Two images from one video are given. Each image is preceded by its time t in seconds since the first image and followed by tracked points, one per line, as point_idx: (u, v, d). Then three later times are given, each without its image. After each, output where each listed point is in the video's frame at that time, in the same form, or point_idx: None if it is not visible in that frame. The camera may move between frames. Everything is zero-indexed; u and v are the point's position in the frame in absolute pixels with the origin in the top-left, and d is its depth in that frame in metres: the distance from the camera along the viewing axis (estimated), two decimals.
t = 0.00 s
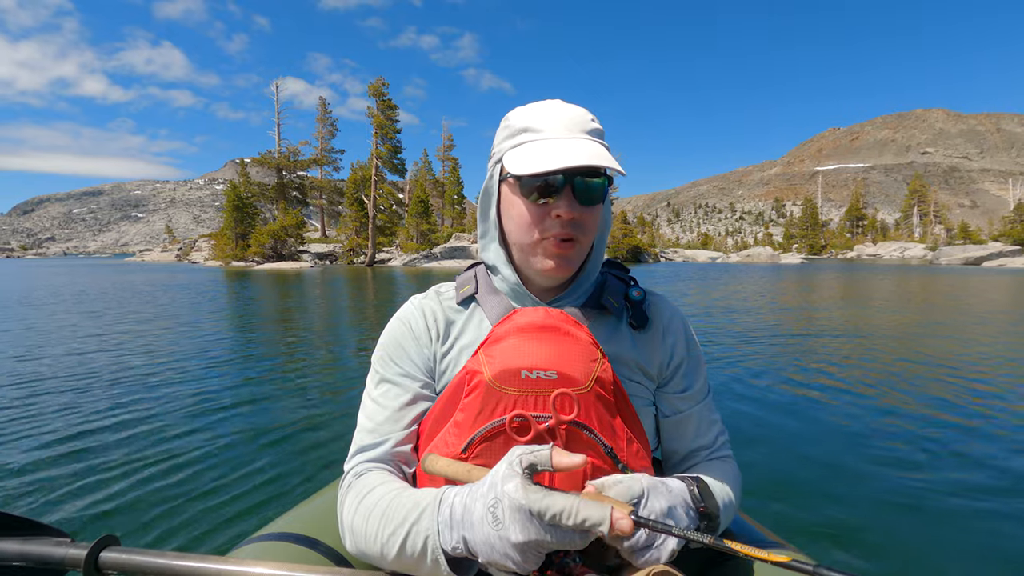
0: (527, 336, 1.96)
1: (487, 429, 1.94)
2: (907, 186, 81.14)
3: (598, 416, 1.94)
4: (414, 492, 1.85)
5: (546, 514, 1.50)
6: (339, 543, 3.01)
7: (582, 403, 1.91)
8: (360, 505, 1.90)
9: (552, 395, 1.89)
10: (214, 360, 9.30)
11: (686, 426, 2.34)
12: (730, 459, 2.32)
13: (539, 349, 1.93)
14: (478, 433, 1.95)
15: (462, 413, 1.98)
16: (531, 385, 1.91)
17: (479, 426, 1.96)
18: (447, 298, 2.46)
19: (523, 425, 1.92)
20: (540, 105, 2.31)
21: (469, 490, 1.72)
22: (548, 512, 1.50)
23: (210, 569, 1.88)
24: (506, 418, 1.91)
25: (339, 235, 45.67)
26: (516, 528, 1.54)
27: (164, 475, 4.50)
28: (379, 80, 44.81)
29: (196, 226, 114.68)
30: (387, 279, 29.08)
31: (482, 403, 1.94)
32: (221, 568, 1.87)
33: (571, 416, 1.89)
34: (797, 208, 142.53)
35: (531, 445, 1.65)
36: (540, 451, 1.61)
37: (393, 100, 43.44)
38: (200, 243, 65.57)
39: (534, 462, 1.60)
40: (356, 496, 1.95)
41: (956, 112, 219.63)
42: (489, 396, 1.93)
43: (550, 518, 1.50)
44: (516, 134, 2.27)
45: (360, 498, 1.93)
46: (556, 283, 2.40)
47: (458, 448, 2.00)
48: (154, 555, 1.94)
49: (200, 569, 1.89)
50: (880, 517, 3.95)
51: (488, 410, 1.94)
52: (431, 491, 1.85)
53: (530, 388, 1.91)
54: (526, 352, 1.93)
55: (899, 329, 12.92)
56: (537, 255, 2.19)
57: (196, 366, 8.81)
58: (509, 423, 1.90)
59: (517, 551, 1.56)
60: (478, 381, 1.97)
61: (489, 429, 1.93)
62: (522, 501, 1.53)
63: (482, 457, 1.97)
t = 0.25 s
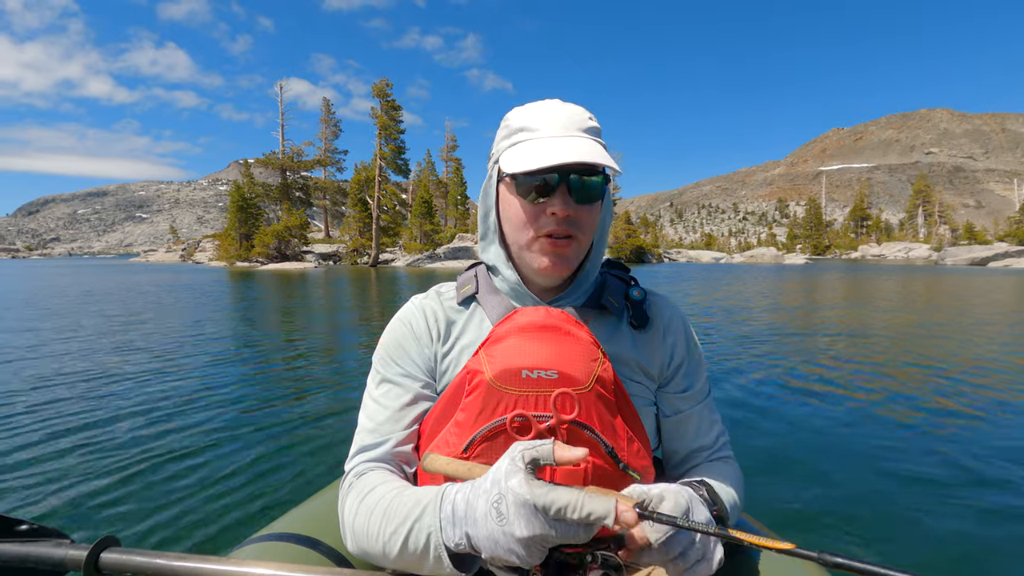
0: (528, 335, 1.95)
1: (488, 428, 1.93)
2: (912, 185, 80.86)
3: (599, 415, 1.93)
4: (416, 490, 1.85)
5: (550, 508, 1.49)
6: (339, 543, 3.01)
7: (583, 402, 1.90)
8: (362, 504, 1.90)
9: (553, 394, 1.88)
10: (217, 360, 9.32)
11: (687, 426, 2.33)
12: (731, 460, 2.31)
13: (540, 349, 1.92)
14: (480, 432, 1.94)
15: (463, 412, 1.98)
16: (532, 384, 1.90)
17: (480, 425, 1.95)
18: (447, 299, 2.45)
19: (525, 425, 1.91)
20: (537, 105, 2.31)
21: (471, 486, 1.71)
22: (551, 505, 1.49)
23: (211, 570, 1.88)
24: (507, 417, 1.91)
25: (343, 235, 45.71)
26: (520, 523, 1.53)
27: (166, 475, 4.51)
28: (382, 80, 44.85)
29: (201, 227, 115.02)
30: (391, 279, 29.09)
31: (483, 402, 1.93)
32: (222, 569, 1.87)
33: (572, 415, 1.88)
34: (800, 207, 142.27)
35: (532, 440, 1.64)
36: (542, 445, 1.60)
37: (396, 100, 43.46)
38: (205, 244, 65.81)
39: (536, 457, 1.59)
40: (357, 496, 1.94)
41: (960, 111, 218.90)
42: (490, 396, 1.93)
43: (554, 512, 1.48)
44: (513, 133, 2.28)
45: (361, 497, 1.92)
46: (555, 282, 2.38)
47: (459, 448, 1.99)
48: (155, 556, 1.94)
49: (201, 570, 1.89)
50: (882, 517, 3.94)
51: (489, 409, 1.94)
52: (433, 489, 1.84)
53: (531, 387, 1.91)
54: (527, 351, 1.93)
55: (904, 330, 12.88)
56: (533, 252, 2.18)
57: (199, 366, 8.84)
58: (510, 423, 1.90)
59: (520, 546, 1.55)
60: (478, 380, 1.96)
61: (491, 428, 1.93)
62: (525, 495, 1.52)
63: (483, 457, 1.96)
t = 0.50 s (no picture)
0: (526, 336, 1.95)
1: (487, 429, 1.93)
2: (919, 184, 80.61)
3: (598, 416, 1.93)
4: (414, 490, 1.85)
5: (542, 502, 1.49)
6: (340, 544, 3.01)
7: (582, 403, 1.90)
8: (360, 504, 1.90)
9: (551, 395, 1.88)
10: (222, 359, 9.33)
11: (688, 426, 2.33)
12: (732, 461, 2.31)
13: (539, 349, 1.93)
14: (479, 432, 1.94)
15: (462, 412, 1.98)
16: (531, 384, 1.90)
17: (479, 426, 1.95)
18: (447, 298, 2.44)
19: (524, 424, 1.90)
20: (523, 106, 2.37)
21: (467, 482, 1.71)
22: (543, 498, 1.49)
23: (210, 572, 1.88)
24: (505, 418, 1.90)
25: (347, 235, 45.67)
26: (513, 518, 1.53)
27: (169, 474, 4.50)
28: (387, 80, 44.80)
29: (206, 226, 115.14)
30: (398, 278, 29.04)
31: (482, 402, 1.93)
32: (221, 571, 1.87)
33: (571, 416, 1.87)
34: (804, 207, 142.13)
35: (525, 435, 1.64)
36: (534, 440, 1.60)
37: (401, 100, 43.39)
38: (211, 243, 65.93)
39: (529, 451, 1.59)
40: (356, 496, 1.94)
41: (964, 110, 218.34)
42: (488, 396, 1.93)
43: (546, 506, 1.49)
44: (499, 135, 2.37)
45: (360, 496, 1.92)
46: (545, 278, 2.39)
47: (459, 448, 1.99)
48: (155, 557, 1.94)
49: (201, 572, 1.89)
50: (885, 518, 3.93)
51: (487, 410, 1.93)
52: (431, 488, 1.84)
53: (529, 388, 1.91)
54: (525, 351, 1.93)
55: (913, 329, 12.83)
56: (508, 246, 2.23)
57: (204, 364, 8.84)
58: (509, 423, 1.89)
59: (514, 541, 1.55)
60: (478, 380, 1.96)
61: (489, 428, 1.93)
62: (518, 490, 1.52)
63: (482, 457, 1.96)
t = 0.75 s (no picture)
0: (526, 336, 2.00)
1: (487, 428, 1.98)
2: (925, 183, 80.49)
3: (598, 414, 1.97)
4: (416, 489, 1.89)
5: (545, 503, 1.53)
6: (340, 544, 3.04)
7: (582, 401, 1.95)
8: (362, 504, 1.94)
9: (551, 394, 1.93)
10: (228, 358, 9.37)
11: (686, 425, 2.37)
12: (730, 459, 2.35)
13: (539, 349, 1.97)
14: (479, 432, 1.99)
15: (462, 412, 2.02)
16: (531, 383, 1.94)
17: (479, 425, 1.99)
18: (447, 299, 2.48)
19: (524, 424, 1.96)
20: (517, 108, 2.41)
21: (470, 483, 1.76)
22: (547, 500, 1.53)
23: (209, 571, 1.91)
24: (505, 418, 1.95)
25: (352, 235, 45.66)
26: (516, 518, 1.57)
27: (170, 475, 4.52)
28: (392, 80, 44.72)
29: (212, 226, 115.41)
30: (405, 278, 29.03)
31: (482, 401, 1.98)
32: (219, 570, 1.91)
33: (570, 414, 1.93)
34: (807, 206, 142.10)
35: (530, 437, 1.69)
36: (541, 443, 1.64)
37: (405, 100, 43.33)
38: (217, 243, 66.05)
39: (535, 454, 1.64)
40: (357, 495, 1.98)
41: (965, 109, 218.20)
42: (489, 395, 1.97)
43: (549, 508, 1.52)
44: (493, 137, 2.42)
45: (362, 496, 1.96)
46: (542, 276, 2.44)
47: (459, 448, 2.03)
48: (156, 556, 1.98)
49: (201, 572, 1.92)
50: (881, 514, 3.96)
51: (488, 409, 1.98)
52: (432, 488, 1.88)
53: (529, 387, 1.95)
54: (525, 350, 1.97)
55: (920, 329, 12.82)
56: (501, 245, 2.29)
57: (210, 364, 8.89)
58: (509, 422, 1.94)
59: (517, 542, 1.59)
60: (478, 379, 2.00)
61: (490, 428, 1.97)
62: (522, 490, 1.56)
63: (482, 457, 2.00)
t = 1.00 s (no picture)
0: (525, 336, 2.00)
1: (487, 429, 1.99)
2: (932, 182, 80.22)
3: (597, 415, 1.98)
4: (415, 490, 1.90)
5: (544, 506, 1.53)
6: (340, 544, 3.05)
7: (581, 402, 1.95)
8: (361, 505, 1.94)
9: (550, 395, 1.94)
10: (234, 358, 9.41)
11: (686, 424, 2.38)
12: (731, 457, 2.36)
13: (537, 349, 1.98)
14: (478, 433, 2.00)
15: (461, 412, 2.03)
16: (529, 384, 1.95)
17: (478, 426, 2.00)
18: (445, 300, 2.48)
19: (523, 424, 1.96)
20: (526, 105, 2.36)
21: (468, 485, 1.76)
22: (546, 503, 1.53)
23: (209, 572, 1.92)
24: (505, 418, 1.96)
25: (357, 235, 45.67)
26: (515, 521, 1.57)
27: (171, 475, 4.53)
28: (397, 80, 44.69)
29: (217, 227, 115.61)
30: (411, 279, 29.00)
31: (481, 402, 1.98)
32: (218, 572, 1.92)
33: (569, 415, 1.93)
34: (810, 205, 142.10)
35: (530, 439, 1.69)
36: (540, 445, 1.65)
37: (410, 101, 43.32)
38: (224, 243, 66.25)
39: (534, 456, 1.65)
40: (356, 496, 1.99)
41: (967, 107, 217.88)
42: (488, 396, 1.98)
43: (549, 510, 1.53)
44: (501, 133, 2.33)
45: (360, 497, 1.97)
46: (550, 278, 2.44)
47: (458, 448, 2.04)
48: (154, 557, 1.99)
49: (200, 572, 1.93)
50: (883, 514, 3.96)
51: (487, 410, 1.99)
52: (431, 489, 1.89)
53: (528, 387, 1.96)
54: (524, 351, 1.97)
55: (929, 330, 12.77)
56: (522, 248, 2.22)
57: (216, 364, 8.92)
58: (508, 423, 1.95)
59: (515, 544, 1.60)
60: (477, 380, 2.01)
61: (489, 428, 1.98)
62: (521, 493, 1.56)
63: (481, 457, 2.02)
